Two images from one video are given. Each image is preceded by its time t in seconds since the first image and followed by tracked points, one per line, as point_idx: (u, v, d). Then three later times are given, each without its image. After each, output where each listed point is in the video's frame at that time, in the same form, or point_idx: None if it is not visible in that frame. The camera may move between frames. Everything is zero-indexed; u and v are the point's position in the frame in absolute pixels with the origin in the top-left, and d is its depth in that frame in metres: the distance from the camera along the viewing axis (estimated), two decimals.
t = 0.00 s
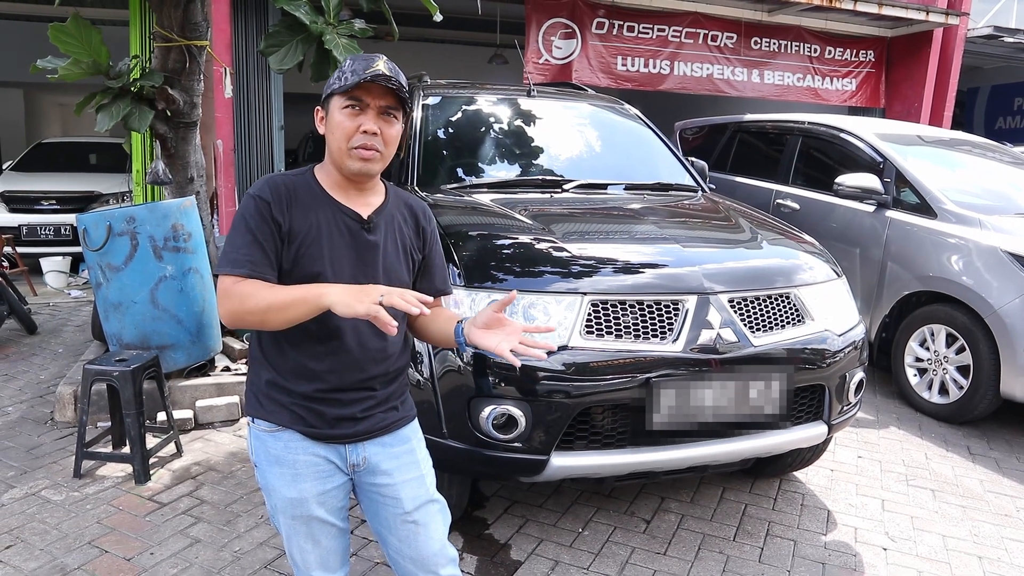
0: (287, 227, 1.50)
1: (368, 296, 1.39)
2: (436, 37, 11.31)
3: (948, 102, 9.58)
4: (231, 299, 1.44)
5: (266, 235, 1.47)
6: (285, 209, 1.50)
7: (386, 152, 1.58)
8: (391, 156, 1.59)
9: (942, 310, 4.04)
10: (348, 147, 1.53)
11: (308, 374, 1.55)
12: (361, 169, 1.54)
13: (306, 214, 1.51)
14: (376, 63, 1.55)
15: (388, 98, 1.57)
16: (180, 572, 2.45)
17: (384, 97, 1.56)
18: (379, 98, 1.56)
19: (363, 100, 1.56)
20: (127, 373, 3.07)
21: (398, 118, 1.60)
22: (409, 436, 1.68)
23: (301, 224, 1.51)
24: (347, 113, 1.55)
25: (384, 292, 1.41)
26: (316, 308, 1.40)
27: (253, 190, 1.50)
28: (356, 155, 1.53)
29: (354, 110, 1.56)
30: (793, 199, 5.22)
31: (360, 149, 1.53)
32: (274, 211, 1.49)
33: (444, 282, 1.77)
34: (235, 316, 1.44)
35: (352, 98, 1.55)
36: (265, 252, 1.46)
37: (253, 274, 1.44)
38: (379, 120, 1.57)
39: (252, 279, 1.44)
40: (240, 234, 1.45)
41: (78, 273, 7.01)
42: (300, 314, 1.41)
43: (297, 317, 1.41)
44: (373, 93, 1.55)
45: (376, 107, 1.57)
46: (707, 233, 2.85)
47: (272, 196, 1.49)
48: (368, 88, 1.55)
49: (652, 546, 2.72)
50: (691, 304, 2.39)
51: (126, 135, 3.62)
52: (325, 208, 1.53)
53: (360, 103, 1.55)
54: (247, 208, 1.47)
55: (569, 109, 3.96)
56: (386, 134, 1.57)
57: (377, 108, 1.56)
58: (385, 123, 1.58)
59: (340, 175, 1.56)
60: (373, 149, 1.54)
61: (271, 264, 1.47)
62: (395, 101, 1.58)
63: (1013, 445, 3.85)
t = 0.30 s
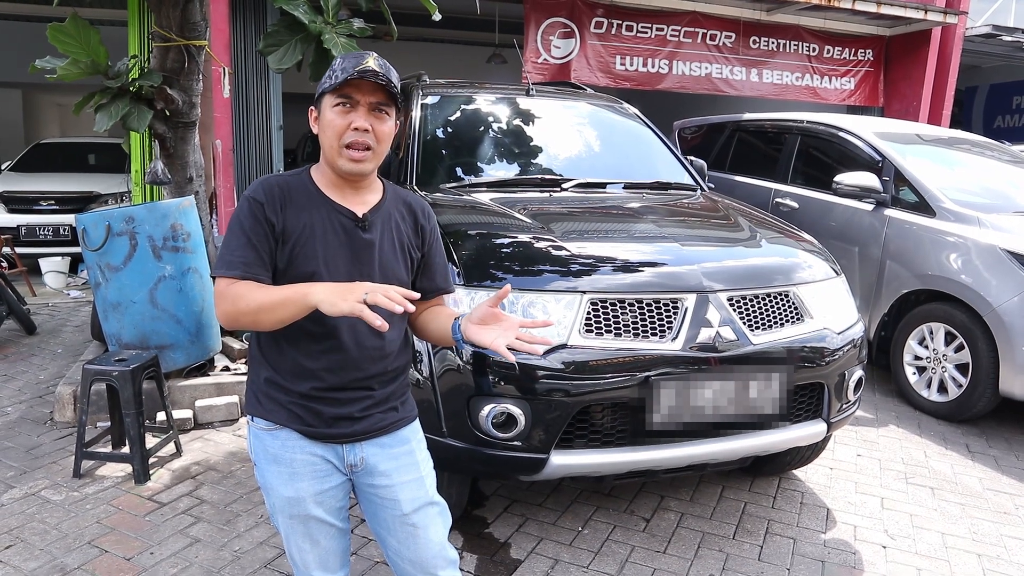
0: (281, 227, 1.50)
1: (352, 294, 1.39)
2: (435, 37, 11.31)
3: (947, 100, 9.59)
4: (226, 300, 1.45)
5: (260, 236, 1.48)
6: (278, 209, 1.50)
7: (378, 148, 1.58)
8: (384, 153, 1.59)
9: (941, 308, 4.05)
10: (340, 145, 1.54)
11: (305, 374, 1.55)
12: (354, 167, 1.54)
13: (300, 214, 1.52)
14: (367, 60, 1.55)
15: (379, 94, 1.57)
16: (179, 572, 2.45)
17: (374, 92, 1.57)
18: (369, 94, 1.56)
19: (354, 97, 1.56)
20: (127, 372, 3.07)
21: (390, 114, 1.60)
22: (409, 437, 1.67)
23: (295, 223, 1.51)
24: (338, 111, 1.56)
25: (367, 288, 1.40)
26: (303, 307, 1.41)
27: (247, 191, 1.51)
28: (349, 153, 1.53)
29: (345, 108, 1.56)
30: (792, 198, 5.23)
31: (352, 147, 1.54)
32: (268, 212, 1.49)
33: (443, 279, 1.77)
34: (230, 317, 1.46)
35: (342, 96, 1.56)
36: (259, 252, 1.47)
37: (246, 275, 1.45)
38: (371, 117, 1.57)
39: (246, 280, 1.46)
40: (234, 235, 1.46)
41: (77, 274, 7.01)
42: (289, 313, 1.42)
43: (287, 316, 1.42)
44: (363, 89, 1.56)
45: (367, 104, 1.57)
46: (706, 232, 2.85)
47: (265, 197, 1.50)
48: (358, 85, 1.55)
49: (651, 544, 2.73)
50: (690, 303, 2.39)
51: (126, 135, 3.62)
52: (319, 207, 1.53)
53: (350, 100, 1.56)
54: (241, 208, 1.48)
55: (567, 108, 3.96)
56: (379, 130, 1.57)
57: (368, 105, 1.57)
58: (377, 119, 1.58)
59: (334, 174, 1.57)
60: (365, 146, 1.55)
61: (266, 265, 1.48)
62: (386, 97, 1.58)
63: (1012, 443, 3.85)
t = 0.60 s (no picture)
0: (278, 228, 1.51)
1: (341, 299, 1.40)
2: (433, 37, 11.31)
3: (945, 101, 9.61)
4: (223, 302, 1.47)
5: (256, 239, 1.48)
6: (274, 210, 1.51)
7: (373, 146, 1.58)
8: (379, 150, 1.59)
9: (938, 308, 4.06)
10: (334, 144, 1.54)
11: (305, 374, 1.56)
12: (349, 165, 1.54)
13: (296, 215, 1.52)
14: (359, 58, 1.56)
15: (372, 91, 1.58)
16: (177, 572, 2.45)
17: (367, 90, 1.57)
18: (362, 92, 1.57)
19: (347, 96, 1.57)
20: (125, 372, 3.07)
21: (384, 112, 1.61)
22: (408, 437, 1.68)
23: (292, 225, 1.52)
24: (331, 110, 1.56)
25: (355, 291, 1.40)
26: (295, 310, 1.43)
27: (243, 194, 1.51)
28: (343, 151, 1.54)
29: (339, 107, 1.57)
30: (790, 198, 5.23)
31: (346, 145, 1.54)
32: (263, 214, 1.50)
33: (441, 277, 1.77)
34: (227, 319, 1.47)
35: (335, 95, 1.56)
36: (255, 255, 1.48)
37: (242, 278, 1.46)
38: (364, 115, 1.57)
39: (242, 283, 1.47)
40: (230, 238, 1.47)
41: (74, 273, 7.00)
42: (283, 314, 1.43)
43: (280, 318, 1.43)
44: (356, 88, 1.56)
45: (360, 102, 1.58)
46: (704, 232, 2.86)
47: (261, 199, 1.50)
48: (351, 83, 1.56)
49: (648, 544, 2.73)
50: (687, 303, 2.39)
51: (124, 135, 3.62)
52: (315, 208, 1.54)
53: (343, 99, 1.57)
54: (237, 211, 1.49)
55: (565, 109, 3.97)
56: (373, 128, 1.58)
57: (361, 103, 1.57)
58: (371, 117, 1.58)
59: (330, 173, 1.57)
60: (360, 144, 1.55)
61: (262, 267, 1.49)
62: (379, 94, 1.59)
63: (1008, 443, 3.86)
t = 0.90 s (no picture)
0: (279, 228, 1.52)
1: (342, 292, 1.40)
2: (432, 37, 11.32)
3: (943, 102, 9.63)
4: (225, 304, 1.48)
5: (258, 239, 1.49)
6: (275, 211, 1.52)
7: (371, 144, 1.58)
8: (377, 148, 1.60)
9: (935, 308, 4.07)
10: (332, 141, 1.55)
11: (306, 372, 1.56)
12: (346, 162, 1.55)
13: (297, 215, 1.53)
14: (358, 57, 1.58)
15: (370, 90, 1.59)
16: (176, 570, 2.46)
17: (366, 88, 1.58)
18: (360, 90, 1.58)
19: (345, 94, 1.58)
20: (124, 371, 3.07)
21: (382, 111, 1.62)
22: (409, 434, 1.68)
23: (293, 224, 1.52)
24: (329, 107, 1.58)
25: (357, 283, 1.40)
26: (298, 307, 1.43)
27: (243, 194, 1.52)
28: (340, 148, 1.54)
29: (337, 104, 1.58)
30: (788, 199, 5.24)
31: (343, 142, 1.55)
32: (265, 214, 1.50)
33: (441, 274, 1.78)
34: (231, 321, 1.48)
35: (333, 93, 1.58)
36: (257, 255, 1.48)
37: (246, 278, 1.47)
38: (361, 113, 1.58)
39: (244, 283, 1.47)
40: (232, 238, 1.47)
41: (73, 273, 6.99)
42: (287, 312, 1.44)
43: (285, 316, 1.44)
44: (354, 86, 1.58)
45: (358, 101, 1.59)
46: (702, 232, 2.87)
47: (262, 199, 1.51)
48: (349, 81, 1.57)
49: (646, 543, 2.74)
50: (685, 302, 2.40)
51: (123, 134, 3.62)
52: (316, 207, 1.54)
53: (341, 96, 1.58)
54: (238, 211, 1.49)
55: (563, 109, 3.97)
56: (369, 127, 1.58)
57: (359, 102, 1.58)
58: (368, 116, 1.59)
59: (328, 171, 1.58)
60: (356, 142, 1.55)
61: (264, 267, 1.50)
62: (377, 94, 1.60)
63: (1005, 443, 3.87)
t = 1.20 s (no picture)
0: (285, 224, 1.51)
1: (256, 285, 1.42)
2: (430, 36, 11.32)
3: (940, 101, 9.66)
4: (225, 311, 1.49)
5: (263, 235, 1.49)
6: (282, 206, 1.51)
7: (378, 152, 1.57)
8: (384, 156, 1.58)
9: (933, 305, 4.09)
10: (338, 143, 1.54)
11: (307, 366, 1.56)
12: (348, 166, 1.55)
13: (304, 212, 1.53)
14: (378, 64, 1.55)
15: (383, 98, 1.56)
16: (176, 567, 2.46)
17: (378, 96, 1.56)
18: (373, 98, 1.56)
19: (358, 98, 1.56)
20: (123, 369, 3.07)
21: (395, 121, 1.59)
22: (408, 426, 1.69)
23: (299, 221, 1.52)
24: (341, 109, 1.57)
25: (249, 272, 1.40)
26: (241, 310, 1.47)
27: (250, 188, 1.52)
28: (344, 151, 1.54)
29: (348, 107, 1.57)
30: (786, 197, 5.25)
31: (348, 146, 1.54)
32: (271, 209, 1.51)
33: (444, 276, 1.78)
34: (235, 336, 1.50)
35: (345, 95, 1.56)
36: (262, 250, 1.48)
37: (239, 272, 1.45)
38: (372, 121, 1.56)
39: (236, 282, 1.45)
40: (236, 230, 1.46)
41: (71, 273, 6.98)
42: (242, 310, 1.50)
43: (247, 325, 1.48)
44: (367, 91, 1.55)
45: (370, 107, 1.56)
46: (701, 229, 2.87)
47: (269, 194, 1.51)
48: (364, 86, 1.55)
49: (647, 539, 2.74)
50: (685, 298, 2.41)
51: (121, 132, 3.61)
52: (323, 206, 1.55)
53: (353, 100, 1.56)
54: (244, 205, 1.49)
55: (562, 108, 3.98)
56: (377, 135, 1.56)
57: (371, 108, 1.56)
58: (378, 124, 1.57)
59: (332, 170, 1.59)
60: (361, 148, 1.54)
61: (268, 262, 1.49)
62: (391, 104, 1.57)
63: (1003, 440, 3.88)
